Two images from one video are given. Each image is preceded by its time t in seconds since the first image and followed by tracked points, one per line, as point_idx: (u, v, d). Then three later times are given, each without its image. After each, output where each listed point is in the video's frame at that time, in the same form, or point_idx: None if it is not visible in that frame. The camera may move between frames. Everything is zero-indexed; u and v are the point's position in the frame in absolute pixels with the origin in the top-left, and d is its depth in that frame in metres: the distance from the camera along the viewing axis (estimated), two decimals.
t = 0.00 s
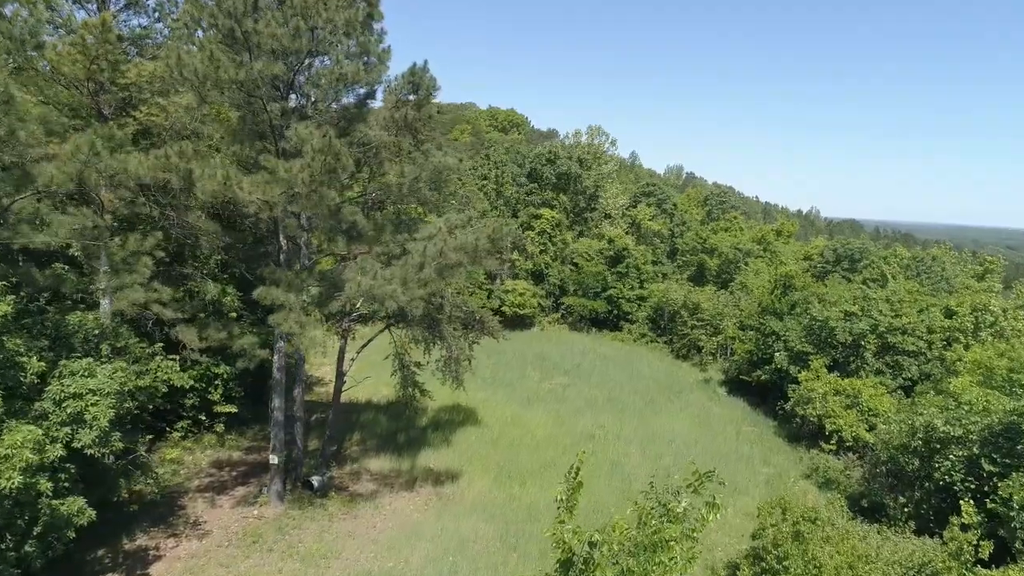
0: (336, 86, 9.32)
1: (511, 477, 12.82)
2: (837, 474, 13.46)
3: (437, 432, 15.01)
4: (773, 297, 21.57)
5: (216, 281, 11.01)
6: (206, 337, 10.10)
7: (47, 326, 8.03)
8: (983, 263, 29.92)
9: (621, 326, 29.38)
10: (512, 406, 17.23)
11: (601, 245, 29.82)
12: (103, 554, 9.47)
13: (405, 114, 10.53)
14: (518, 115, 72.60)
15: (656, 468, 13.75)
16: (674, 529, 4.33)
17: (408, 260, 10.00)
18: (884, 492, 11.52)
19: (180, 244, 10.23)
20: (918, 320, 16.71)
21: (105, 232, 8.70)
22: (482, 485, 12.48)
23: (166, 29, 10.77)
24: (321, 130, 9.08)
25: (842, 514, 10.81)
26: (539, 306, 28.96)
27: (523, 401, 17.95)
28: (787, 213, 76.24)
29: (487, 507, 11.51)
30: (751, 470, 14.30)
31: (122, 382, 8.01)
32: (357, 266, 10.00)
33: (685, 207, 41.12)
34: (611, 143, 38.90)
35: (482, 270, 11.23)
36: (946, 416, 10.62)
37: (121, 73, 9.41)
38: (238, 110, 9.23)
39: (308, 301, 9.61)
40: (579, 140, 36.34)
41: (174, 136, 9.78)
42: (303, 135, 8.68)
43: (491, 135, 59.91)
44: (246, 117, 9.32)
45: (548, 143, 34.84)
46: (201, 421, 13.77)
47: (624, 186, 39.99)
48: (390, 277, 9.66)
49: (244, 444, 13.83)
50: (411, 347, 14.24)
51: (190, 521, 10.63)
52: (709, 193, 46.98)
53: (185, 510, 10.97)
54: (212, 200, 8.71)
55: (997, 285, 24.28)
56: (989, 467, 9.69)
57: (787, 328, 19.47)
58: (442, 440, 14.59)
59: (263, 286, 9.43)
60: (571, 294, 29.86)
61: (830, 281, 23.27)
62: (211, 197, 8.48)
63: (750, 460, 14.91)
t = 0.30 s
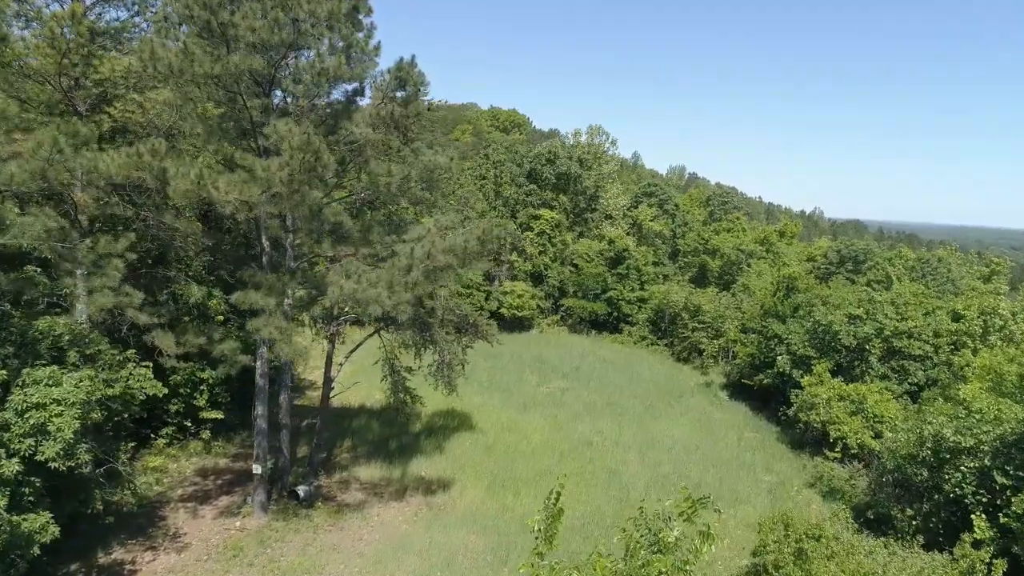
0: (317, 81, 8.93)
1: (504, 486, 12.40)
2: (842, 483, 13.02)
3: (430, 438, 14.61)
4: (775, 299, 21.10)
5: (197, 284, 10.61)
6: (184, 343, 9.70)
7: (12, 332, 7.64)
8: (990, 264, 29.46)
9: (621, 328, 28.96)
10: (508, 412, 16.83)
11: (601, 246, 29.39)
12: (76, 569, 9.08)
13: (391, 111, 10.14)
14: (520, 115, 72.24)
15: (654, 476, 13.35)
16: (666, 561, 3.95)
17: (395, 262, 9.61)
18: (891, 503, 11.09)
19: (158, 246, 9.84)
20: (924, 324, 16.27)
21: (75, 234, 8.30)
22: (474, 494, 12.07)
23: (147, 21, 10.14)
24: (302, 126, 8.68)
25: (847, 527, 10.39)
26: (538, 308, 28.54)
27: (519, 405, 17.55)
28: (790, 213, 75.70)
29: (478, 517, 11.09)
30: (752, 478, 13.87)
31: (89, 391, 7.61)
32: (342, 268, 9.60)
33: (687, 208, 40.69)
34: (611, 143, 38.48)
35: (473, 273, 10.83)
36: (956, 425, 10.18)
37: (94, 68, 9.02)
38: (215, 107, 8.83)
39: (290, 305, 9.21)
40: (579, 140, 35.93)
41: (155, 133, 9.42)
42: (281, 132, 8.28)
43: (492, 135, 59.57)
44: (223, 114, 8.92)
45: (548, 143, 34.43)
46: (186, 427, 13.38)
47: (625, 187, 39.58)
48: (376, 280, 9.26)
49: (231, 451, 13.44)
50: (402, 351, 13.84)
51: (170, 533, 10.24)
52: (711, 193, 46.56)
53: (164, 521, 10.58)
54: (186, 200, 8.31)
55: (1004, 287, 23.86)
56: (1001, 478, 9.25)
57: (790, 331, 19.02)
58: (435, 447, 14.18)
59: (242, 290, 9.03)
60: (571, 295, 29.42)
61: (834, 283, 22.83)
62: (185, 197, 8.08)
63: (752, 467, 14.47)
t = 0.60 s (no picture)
0: (295, 74, 8.54)
1: (496, 496, 11.98)
2: (846, 493, 12.59)
3: (422, 445, 14.20)
4: (778, 302, 20.58)
5: (175, 288, 10.20)
6: (160, 349, 9.31)
7: None
8: (995, 265, 29.03)
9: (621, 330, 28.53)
10: (503, 417, 16.42)
11: (601, 248, 28.97)
12: None
13: (376, 108, 9.75)
14: (521, 115, 71.87)
15: (651, 486, 12.93)
16: None
17: (379, 265, 9.22)
18: (898, 515, 10.66)
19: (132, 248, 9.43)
20: (931, 328, 15.85)
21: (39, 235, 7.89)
22: (465, 505, 11.65)
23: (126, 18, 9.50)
24: (279, 123, 8.27)
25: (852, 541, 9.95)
26: (536, 311, 28.12)
27: (515, 411, 17.15)
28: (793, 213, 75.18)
29: (468, 529, 10.68)
30: (754, 487, 13.44)
31: (51, 401, 7.20)
32: (324, 272, 9.20)
33: (688, 209, 40.28)
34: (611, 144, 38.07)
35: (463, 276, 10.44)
36: (966, 434, 9.73)
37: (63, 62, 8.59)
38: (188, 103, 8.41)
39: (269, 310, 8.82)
40: (578, 141, 35.52)
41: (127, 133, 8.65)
42: (256, 128, 7.87)
43: (493, 135, 59.21)
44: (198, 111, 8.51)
45: (547, 144, 34.03)
46: (169, 434, 13.00)
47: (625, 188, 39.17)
48: (359, 284, 8.86)
49: (215, 459, 13.03)
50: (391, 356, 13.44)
51: (146, 547, 9.83)
52: (713, 194, 46.15)
53: (142, 534, 10.17)
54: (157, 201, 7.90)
55: (1011, 289, 23.42)
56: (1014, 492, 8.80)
57: (793, 334, 18.54)
58: (426, 455, 13.77)
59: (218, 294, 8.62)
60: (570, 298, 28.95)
61: (837, 285, 22.41)
62: (154, 198, 7.66)
63: (754, 476, 14.03)
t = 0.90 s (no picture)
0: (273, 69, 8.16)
1: (488, 507, 11.58)
2: (850, 504, 12.16)
3: (414, 453, 13.83)
4: (781, 305, 20.15)
5: (152, 292, 9.83)
6: (133, 355, 8.94)
7: None
8: (1001, 267, 28.56)
9: (621, 333, 28.13)
10: (498, 423, 16.04)
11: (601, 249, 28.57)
12: None
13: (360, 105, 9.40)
14: (522, 115, 71.53)
15: (648, 495, 12.51)
16: None
17: (363, 268, 8.84)
18: (904, 528, 10.24)
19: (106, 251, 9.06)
20: (937, 332, 15.42)
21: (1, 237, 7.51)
22: (456, 516, 11.26)
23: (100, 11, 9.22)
24: (255, 119, 7.89)
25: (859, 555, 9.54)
26: (535, 312, 27.73)
27: (511, 417, 16.77)
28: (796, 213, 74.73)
29: (457, 542, 10.29)
30: (755, 496, 13.03)
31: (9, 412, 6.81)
32: (305, 275, 8.82)
33: (690, 210, 39.88)
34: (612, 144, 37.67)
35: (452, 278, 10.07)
36: (977, 445, 9.30)
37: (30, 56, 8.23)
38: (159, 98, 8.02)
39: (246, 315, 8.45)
40: (579, 141, 35.13)
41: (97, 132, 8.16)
42: (229, 124, 7.48)
43: (494, 135, 58.81)
44: (171, 106, 8.13)
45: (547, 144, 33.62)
46: (152, 441, 12.64)
47: (626, 188, 38.78)
48: (341, 288, 8.49)
49: (199, 467, 12.65)
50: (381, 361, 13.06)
51: (122, 561, 9.45)
52: (715, 194, 45.73)
53: (118, 547, 9.80)
54: (125, 201, 7.51)
55: (1018, 291, 22.98)
56: None
57: (795, 338, 18.13)
58: (417, 462, 13.40)
59: (193, 299, 8.25)
60: (570, 299, 28.53)
61: (841, 288, 21.98)
62: (121, 197, 7.29)
63: (754, 485, 13.61)
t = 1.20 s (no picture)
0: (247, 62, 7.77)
1: (479, 518, 11.17)
2: (855, 514, 11.74)
3: (404, 460, 13.42)
4: (783, 308, 19.73)
5: (127, 296, 9.45)
6: (104, 362, 8.55)
7: None
8: (1008, 269, 28.09)
9: (621, 336, 27.71)
10: (492, 429, 15.64)
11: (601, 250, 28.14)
12: None
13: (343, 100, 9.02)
14: (523, 116, 71.23)
15: (645, 505, 12.09)
16: None
17: (344, 270, 8.44)
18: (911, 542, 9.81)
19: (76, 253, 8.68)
20: (944, 336, 14.99)
21: None
22: (445, 527, 10.85)
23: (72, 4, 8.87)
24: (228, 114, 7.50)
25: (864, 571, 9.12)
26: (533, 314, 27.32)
27: (506, 422, 16.37)
28: (799, 214, 74.32)
29: (446, 555, 9.87)
30: (756, 506, 12.61)
31: None
32: (283, 278, 8.42)
33: (691, 211, 39.48)
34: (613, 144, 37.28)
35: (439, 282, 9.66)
36: (988, 455, 8.87)
37: None
38: (128, 93, 7.63)
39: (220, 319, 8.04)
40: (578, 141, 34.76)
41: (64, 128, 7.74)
42: (199, 119, 7.09)
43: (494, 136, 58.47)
44: (141, 102, 7.75)
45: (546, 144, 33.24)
46: (133, 449, 12.26)
47: (627, 189, 38.40)
48: (320, 291, 8.09)
49: (183, 475, 12.26)
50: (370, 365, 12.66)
51: None
52: (717, 195, 45.32)
53: (92, 561, 9.39)
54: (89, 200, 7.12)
55: None
56: None
57: (797, 341, 17.72)
58: (408, 470, 12.98)
59: (165, 303, 7.86)
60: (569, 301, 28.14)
61: (845, 290, 21.55)
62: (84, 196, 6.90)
63: (756, 494, 13.18)
